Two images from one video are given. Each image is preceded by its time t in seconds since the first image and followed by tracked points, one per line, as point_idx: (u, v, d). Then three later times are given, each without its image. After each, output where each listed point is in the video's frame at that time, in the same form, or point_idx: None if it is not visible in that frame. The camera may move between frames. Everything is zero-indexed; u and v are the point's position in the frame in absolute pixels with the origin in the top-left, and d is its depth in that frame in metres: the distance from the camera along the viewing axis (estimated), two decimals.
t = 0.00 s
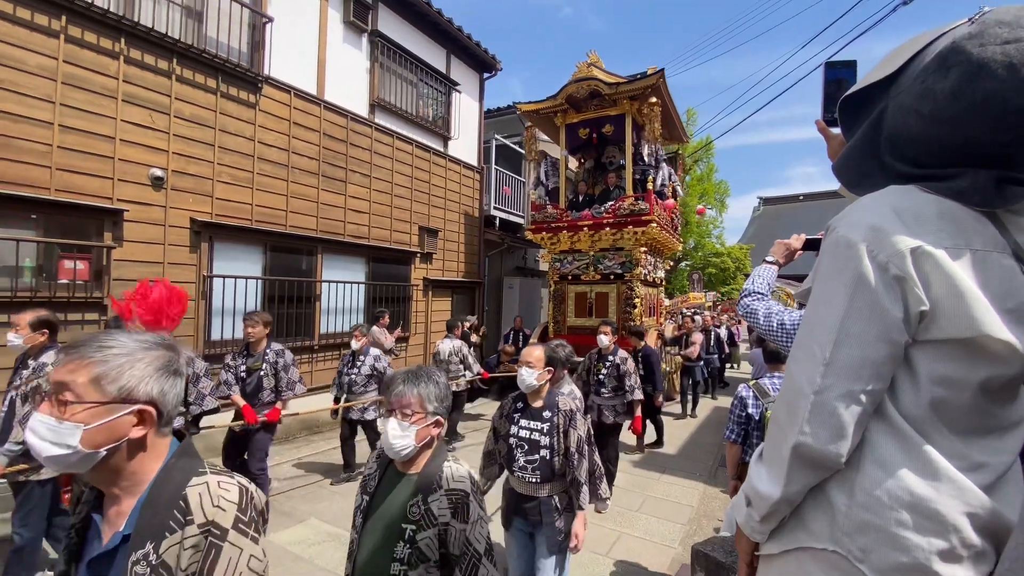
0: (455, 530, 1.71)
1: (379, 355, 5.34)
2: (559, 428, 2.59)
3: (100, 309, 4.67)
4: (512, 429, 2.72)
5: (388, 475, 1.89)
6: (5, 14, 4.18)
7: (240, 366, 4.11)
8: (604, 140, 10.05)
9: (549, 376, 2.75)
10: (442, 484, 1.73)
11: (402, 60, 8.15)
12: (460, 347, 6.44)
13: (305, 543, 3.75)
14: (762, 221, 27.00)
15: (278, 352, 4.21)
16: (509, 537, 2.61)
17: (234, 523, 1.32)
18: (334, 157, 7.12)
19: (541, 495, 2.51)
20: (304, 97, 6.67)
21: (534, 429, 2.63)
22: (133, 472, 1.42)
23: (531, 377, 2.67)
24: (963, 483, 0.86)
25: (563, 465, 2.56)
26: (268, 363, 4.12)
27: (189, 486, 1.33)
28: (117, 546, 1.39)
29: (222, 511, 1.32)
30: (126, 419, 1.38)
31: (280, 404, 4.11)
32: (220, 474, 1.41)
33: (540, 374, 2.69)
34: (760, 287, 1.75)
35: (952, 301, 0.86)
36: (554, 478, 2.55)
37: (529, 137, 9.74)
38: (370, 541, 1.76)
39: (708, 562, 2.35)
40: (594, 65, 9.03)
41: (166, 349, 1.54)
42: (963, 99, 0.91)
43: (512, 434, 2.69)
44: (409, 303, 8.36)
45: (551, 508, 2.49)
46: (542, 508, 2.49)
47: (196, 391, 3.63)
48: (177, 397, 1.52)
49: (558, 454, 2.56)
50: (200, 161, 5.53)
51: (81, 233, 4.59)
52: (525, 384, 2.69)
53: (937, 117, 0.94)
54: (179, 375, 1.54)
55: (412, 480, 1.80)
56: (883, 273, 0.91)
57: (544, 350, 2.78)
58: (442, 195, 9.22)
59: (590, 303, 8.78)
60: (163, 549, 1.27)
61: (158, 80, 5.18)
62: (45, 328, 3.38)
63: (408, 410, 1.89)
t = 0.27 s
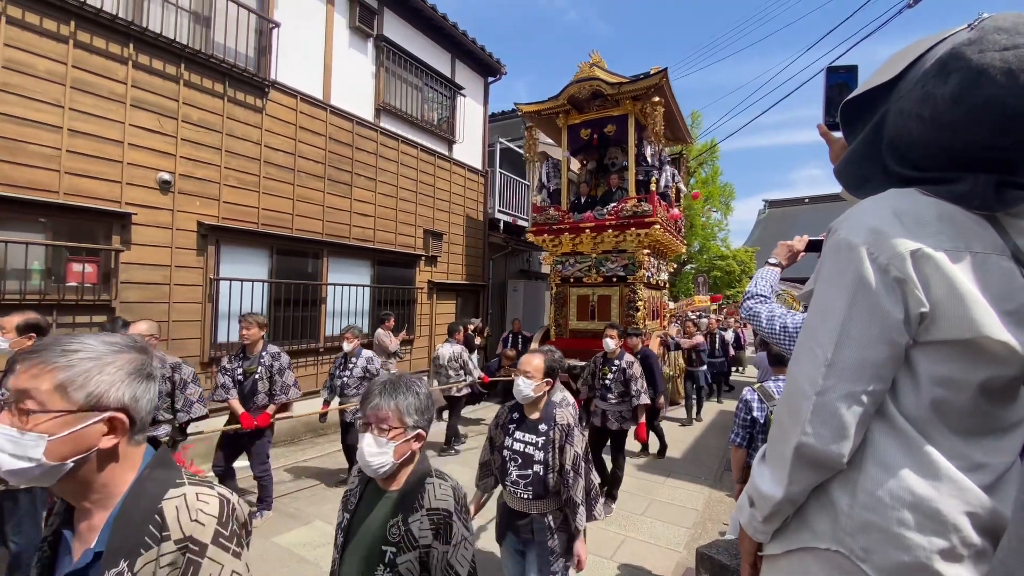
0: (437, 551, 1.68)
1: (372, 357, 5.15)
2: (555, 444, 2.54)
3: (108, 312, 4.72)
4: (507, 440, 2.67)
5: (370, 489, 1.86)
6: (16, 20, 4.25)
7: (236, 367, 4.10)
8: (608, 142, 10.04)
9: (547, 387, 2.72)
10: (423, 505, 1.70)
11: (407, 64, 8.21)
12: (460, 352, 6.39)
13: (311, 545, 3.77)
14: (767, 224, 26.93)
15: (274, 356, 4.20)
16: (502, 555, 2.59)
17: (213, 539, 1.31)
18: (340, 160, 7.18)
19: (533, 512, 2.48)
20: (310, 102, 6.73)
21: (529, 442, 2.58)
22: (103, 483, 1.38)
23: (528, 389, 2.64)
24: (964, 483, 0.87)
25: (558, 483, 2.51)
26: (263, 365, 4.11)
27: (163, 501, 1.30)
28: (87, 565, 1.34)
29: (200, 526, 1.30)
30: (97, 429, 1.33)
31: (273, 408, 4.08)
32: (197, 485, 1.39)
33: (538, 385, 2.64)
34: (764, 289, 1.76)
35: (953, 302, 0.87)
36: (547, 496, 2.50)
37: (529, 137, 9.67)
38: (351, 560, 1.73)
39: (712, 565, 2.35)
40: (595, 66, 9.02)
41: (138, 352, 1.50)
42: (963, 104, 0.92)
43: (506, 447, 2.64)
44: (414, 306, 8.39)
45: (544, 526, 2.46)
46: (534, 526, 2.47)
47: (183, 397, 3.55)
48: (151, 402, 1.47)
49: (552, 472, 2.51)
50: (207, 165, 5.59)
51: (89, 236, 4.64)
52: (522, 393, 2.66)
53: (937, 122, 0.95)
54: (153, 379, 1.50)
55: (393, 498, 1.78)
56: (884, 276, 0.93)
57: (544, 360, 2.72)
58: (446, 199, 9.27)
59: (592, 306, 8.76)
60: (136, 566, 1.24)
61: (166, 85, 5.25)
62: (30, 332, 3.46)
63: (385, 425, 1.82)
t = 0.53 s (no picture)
0: None
1: (367, 362, 4.91)
2: (555, 453, 2.45)
3: (115, 312, 4.75)
4: (505, 447, 2.61)
5: (355, 508, 1.77)
6: (25, 24, 4.31)
7: (221, 371, 4.08)
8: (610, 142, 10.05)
9: (549, 394, 2.60)
10: (414, 524, 1.66)
11: (411, 66, 8.24)
12: (461, 354, 6.29)
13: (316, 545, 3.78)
14: (773, 225, 26.83)
15: (262, 357, 4.18)
16: (494, 572, 2.48)
17: (167, 547, 1.31)
18: (344, 162, 7.21)
19: (529, 526, 2.39)
20: (315, 104, 6.77)
21: (528, 450, 2.50)
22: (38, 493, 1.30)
23: (529, 394, 2.52)
24: (965, 483, 0.87)
25: (556, 497, 2.40)
26: (247, 368, 4.08)
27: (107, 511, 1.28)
28: None
29: (151, 535, 1.30)
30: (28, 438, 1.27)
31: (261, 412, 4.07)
32: (146, 492, 1.38)
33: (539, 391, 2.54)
34: (765, 291, 1.75)
35: (954, 302, 0.88)
36: (545, 510, 2.41)
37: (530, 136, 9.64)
38: None
39: (716, 566, 2.34)
40: (597, 64, 9.00)
41: (76, 356, 1.43)
42: (964, 105, 0.93)
43: (504, 454, 2.57)
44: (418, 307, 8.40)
45: (541, 543, 2.36)
46: (530, 542, 2.38)
47: (169, 401, 3.56)
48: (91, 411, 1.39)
49: (550, 486, 2.40)
50: (213, 167, 5.63)
51: (96, 237, 4.69)
52: (522, 399, 2.54)
53: (938, 123, 0.95)
54: (94, 385, 1.42)
55: (381, 518, 1.69)
56: (886, 276, 0.93)
57: (548, 364, 2.61)
58: (451, 200, 9.29)
59: (593, 308, 8.72)
60: None
61: (173, 87, 5.29)
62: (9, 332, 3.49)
63: (376, 439, 1.75)
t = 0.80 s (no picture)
0: None
1: (361, 363, 4.71)
2: (553, 461, 2.33)
3: (119, 312, 4.76)
4: (501, 453, 2.48)
5: (336, 523, 1.67)
6: (30, 25, 4.32)
7: (201, 369, 4.00)
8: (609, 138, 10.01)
9: (546, 395, 2.47)
10: (400, 538, 1.44)
11: (414, 66, 8.23)
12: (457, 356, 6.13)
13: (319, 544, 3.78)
14: (776, 225, 26.72)
15: (243, 355, 4.11)
16: None
17: (96, 537, 1.44)
18: (347, 162, 7.21)
19: (526, 536, 2.30)
20: (318, 104, 6.76)
21: (524, 457, 2.38)
22: None
23: (524, 397, 2.41)
24: (973, 484, 0.85)
25: (553, 507, 2.30)
26: (229, 367, 4.01)
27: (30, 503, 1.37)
28: None
29: (78, 525, 1.42)
30: None
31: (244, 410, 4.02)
32: (71, 484, 1.48)
33: (535, 394, 2.43)
34: (765, 288, 1.74)
35: (962, 300, 0.86)
36: (542, 519, 2.31)
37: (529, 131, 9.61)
38: None
39: (719, 567, 2.32)
40: (598, 60, 8.92)
41: None
42: (973, 99, 0.91)
43: (500, 460, 2.44)
44: (420, 307, 8.39)
45: (537, 554, 2.30)
46: (526, 553, 2.31)
47: (155, 401, 3.43)
48: (6, 405, 1.50)
49: (547, 495, 2.30)
50: (216, 166, 5.63)
51: (100, 237, 4.70)
52: (516, 402, 2.42)
53: (946, 117, 0.94)
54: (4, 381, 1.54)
55: (364, 532, 1.58)
56: (892, 273, 0.91)
57: (543, 365, 2.51)
58: (453, 200, 9.29)
59: (594, 307, 8.68)
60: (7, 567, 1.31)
61: (176, 87, 5.30)
62: None
63: (355, 447, 1.56)
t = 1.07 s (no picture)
0: None
1: (352, 361, 4.67)
2: (542, 466, 2.31)
3: (121, 310, 4.77)
4: (488, 460, 2.45)
5: (308, 538, 1.56)
6: (32, 23, 4.32)
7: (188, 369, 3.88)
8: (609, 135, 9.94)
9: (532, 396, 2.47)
10: (381, 552, 1.40)
11: (415, 64, 8.22)
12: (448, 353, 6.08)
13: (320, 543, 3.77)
14: (778, 224, 26.66)
15: (229, 354, 3.98)
16: None
17: (37, 537, 1.59)
18: (348, 160, 7.20)
19: (515, 547, 2.25)
20: (319, 102, 6.76)
21: (512, 463, 2.36)
22: None
23: (509, 400, 2.39)
24: (978, 484, 0.84)
25: (543, 514, 2.27)
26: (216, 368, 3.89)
27: None
28: None
29: (20, 524, 1.57)
30: None
31: (231, 411, 3.89)
32: (12, 486, 1.64)
33: (520, 396, 2.41)
34: (767, 288, 1.72)
35: (967, 298, 0.85)
36: (531, 528, 2.27)
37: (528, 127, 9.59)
38: None
39: (721, 567, 2.31)
40: (596, 54, 8.89)
41: None
42: (979, 94, 0.90)
43: (487, 467, 2.42)
44: (421, 305, 8.39)
45: (527, 564, 2.25)
46: (515, 565, 2.24)
47: (130, 403, 3.33)
48: None
49: (536, 502, 2.28)
50: (217, 165, 5.63)
51: (102, 235, 4.69)
52: (502, 405, 2.40)
53: (952, 112, 0.93)
54: None
55: (341, 547, 1.47)
56: (896, 270, 0.90)
57: (529, 367, 2.49)
58: (455, 199, 9.28)
59: (593, 306, 8.66)
60: None
61: (177, 85, 5.29)
62: None
63: (327, 458, 1.46)
